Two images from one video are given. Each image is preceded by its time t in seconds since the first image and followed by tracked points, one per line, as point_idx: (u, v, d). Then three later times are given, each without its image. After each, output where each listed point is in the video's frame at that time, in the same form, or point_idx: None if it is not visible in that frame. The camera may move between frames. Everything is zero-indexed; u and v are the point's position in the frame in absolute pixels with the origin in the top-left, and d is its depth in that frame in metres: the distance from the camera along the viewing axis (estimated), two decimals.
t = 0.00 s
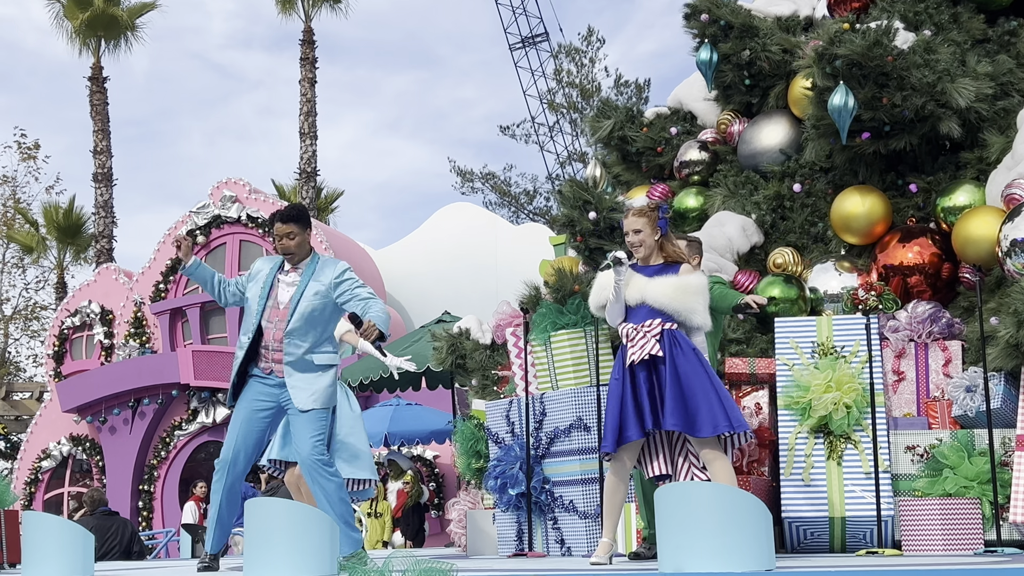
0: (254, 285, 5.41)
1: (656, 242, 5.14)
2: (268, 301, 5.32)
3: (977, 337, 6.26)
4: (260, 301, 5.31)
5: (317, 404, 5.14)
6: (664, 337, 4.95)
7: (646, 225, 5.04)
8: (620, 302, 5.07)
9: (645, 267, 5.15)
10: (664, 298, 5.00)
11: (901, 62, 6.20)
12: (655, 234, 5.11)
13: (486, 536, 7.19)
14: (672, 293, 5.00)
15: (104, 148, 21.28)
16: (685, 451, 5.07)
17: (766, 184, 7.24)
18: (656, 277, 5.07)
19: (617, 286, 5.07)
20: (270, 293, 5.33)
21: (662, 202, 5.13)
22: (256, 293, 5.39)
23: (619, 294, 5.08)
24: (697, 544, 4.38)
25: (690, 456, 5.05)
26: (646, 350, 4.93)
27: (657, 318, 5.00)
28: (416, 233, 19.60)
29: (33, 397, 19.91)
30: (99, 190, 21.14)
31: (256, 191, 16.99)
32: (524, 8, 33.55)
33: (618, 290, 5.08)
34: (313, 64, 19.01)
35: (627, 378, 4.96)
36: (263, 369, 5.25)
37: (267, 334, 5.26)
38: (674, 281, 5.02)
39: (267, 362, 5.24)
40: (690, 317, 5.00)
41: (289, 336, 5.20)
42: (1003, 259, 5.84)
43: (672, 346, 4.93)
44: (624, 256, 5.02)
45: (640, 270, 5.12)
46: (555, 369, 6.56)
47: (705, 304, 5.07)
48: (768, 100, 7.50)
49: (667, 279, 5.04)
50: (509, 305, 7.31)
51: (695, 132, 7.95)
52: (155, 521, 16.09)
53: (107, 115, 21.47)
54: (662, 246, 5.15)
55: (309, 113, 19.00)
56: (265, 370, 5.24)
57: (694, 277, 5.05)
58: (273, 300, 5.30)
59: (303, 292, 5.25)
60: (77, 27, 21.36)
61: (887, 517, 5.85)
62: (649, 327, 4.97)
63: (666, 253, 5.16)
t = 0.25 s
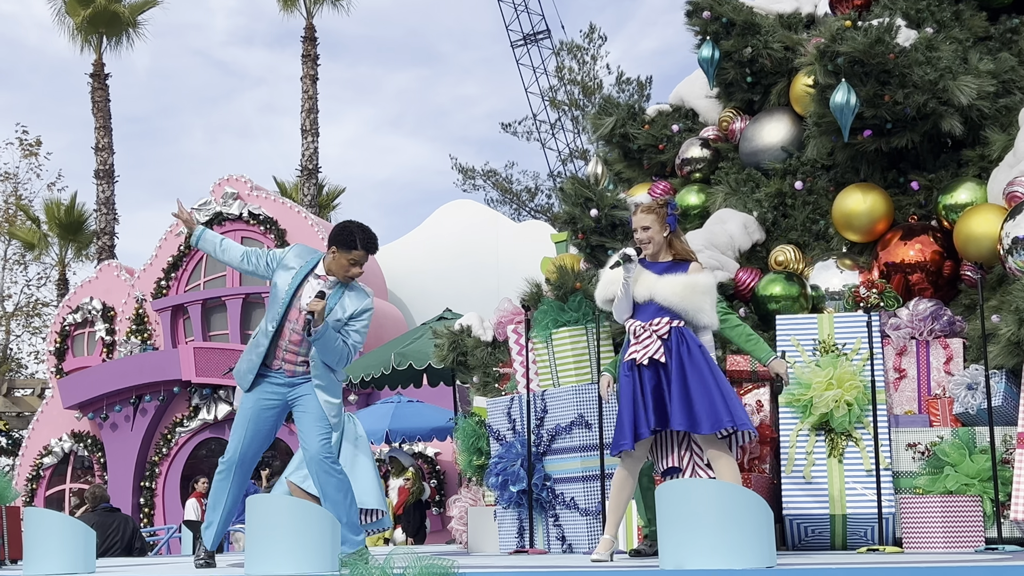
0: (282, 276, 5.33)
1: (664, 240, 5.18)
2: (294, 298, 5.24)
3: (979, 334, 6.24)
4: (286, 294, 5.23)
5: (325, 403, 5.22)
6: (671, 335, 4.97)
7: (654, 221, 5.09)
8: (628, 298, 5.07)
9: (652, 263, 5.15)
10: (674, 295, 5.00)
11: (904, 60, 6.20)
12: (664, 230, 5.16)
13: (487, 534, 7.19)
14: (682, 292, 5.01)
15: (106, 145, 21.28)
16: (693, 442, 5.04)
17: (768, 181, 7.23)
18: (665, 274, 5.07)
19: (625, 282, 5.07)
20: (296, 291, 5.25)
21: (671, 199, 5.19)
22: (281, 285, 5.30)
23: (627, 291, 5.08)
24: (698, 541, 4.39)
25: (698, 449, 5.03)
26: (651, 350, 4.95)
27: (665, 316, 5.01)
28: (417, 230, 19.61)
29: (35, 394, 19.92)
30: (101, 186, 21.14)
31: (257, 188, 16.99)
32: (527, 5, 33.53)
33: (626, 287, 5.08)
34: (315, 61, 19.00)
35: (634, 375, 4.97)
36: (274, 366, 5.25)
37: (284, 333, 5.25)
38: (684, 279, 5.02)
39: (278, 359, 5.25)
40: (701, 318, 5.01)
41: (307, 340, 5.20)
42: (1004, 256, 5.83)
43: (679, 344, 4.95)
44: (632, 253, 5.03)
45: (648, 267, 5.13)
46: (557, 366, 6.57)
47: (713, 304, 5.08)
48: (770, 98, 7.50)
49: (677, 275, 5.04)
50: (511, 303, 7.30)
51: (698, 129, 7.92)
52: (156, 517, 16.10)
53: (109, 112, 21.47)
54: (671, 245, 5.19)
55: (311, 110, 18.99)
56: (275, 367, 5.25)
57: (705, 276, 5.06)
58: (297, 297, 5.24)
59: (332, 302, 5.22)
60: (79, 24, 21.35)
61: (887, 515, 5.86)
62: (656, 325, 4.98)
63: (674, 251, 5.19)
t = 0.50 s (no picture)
0: (282, 271, 5.36)
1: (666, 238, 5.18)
2: (292, 292, 5.28)
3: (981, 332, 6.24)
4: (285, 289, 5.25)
5: (326, 400, 5.22)
6: (674, 333, 4.96)
7: (657, 218, 5.12)
8: (630, 293, 5.04)
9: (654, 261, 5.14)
10: (676, 293, 5.00)
11: (906, 57, 6.19)
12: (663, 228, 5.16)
13: (490, 530, 7.19)
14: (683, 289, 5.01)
15: (108, 142, 21.29)
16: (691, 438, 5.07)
17: (770, 178, 7.23)
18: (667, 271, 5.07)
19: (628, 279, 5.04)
20: (295, 284, 5.28)
21: (672, 197, 5.22)
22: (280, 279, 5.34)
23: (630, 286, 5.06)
24: (700, 539, 4.38)
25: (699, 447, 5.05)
26: (652, 348, 4.92)
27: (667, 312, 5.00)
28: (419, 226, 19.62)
29: (37, 390, 19.94)
30: (104, 183, 21.14)
31: (259, 184, 17.01)
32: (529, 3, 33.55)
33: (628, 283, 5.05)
34: (317, 57, 19.00)
35: (633, 373, 4.96)
36: (277, 363, 5.25)
37: (284, 328, 5.25)
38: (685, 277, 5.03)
39: (280, 355, 5.24)
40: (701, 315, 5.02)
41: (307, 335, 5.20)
42: (1006, 253, 5.83)
43: (680, 341, 4.94)
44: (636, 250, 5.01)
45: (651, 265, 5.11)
46: (558, 363, 6.57)
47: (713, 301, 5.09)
48: (773, 95, 7.50)
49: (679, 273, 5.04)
50: (513, 299, 7.30)
51: (700, 126, 7.90)
52: (158, 514, 16.11)
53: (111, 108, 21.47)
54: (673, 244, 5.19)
55: (313, 106, 18.99)
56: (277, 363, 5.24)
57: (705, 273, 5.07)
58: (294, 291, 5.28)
59: (332, 296, 5.22)
60: (81, 20, 21.35)
61: (890, 512, 5.85)
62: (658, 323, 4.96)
63: (675, 249, 5.19)
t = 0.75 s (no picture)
0: (282, 266, 5.37)
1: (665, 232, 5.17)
2: (293, 287, 5.28)
3: (985, 329, 6.33)
4: (286, 283, 5.25)
5: (330, 393, 5.19)
6: (672, 330, 4.97)
7: (658, 213, 5.06)
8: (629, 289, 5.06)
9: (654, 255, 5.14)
10: (678, 284, 4.99)
11: (910, 53, 6.17)
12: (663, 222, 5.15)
13: (491, 527, 7.18)
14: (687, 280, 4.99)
15: (110, 138, 21.28)
16: (686, 440, 5.10)
17: (773, 174, 7.22)
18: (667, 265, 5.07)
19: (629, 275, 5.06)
20: (295, 280, 5.28)
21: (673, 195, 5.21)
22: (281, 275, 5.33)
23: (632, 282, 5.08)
24: (702, 538, 4.38)
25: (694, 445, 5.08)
26: (650, 344, 4.94)
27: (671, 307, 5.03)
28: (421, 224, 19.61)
29: (39, 386, 19.94)
30: (106, 179, 21.14)
31: (261, 181, 17.01)
32: None
33: (629, 279, 5.06)
34: (319, 54, 18.99)
35: (629, 367, 4.96)
36: (279, 358, 5.24)
37: (286, 322, 5.24)
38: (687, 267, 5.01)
39: (282, 350, 5.23)
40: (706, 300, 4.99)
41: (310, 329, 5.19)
42: (1009, 250, 5.81)
43: (679, 337, 4.94)
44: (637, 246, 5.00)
45: (652, 259, 5.11)
46: (560, 359, 6.57)
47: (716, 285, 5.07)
48: (776, 91, 7.51)
49: (682, 265, 5.02)
50: (515, 296, 7.29)
51: (702, 123, 7.89)
52: (161, 510, 16.13)
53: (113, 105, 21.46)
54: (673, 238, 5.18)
55: (315, 103, 18.97)
56: (279, 358, 5.23)
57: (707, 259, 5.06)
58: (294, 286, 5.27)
59: (332, 290, 5.23)
60: (83, 16, 21.34)
61: (893, 509, 5.86)
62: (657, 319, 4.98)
63: (672, 245, 5.18)
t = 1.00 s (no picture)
0: (283, 263, 5.37)
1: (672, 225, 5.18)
2: (296, 283, 5.28)
3: (989, 326, 6.29)
4: (288, 280, 5.25)
5: (333, 388, 5.22)
6: (678, 329, 4.95)
7: (663, 204, 5.10)
8: (630, 285, 5.10)
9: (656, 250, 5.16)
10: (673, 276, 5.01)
11: (912, 50, 6.17)
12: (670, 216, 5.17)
13: (495, 523, 7.18)
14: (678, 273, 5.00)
15: (113, 135, 21.29)
16: (679, 444, 5.06)
17: (775, 171, 7.20)
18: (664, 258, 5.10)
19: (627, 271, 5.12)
20: (298, 276, 5.28)
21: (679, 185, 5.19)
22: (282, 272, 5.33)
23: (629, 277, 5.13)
24: (705, 534, 4.39)
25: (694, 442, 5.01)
26: (655, 343, 4.93)
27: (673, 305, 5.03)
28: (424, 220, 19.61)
29: (42, 383, 19.95)
30: (109, 176, 21.15)
31: (264, 178, 17.00)
32: None
33: (628, 275, 5.12)
34: (322, 51, 18.98)
35: (633, 363, 4.97)
36: (282, 353, 5.25)
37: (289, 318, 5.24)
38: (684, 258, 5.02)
39: (286, 346, 5.24)
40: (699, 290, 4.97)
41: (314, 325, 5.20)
42: (1013, 247, 5.80)
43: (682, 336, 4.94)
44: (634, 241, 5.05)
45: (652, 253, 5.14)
46: (563, 356, 6.58)
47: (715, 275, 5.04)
48: (779, 88, 7.49)
49: (676, 257, 5.04)
50: (518, 293, 7.29)
51: (705, 120, 7.90)
52: (163, 507, 16.14)
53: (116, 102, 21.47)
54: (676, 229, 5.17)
55: (318, 100, 18.98)
56: (281, 354, 5.24)
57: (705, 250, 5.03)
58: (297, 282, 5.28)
59: (334, 285, 5.24)
60: (86, 13, 21.34)
61: (895, 505, 5.87)
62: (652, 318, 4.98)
63: (678, 237, 5.18)
